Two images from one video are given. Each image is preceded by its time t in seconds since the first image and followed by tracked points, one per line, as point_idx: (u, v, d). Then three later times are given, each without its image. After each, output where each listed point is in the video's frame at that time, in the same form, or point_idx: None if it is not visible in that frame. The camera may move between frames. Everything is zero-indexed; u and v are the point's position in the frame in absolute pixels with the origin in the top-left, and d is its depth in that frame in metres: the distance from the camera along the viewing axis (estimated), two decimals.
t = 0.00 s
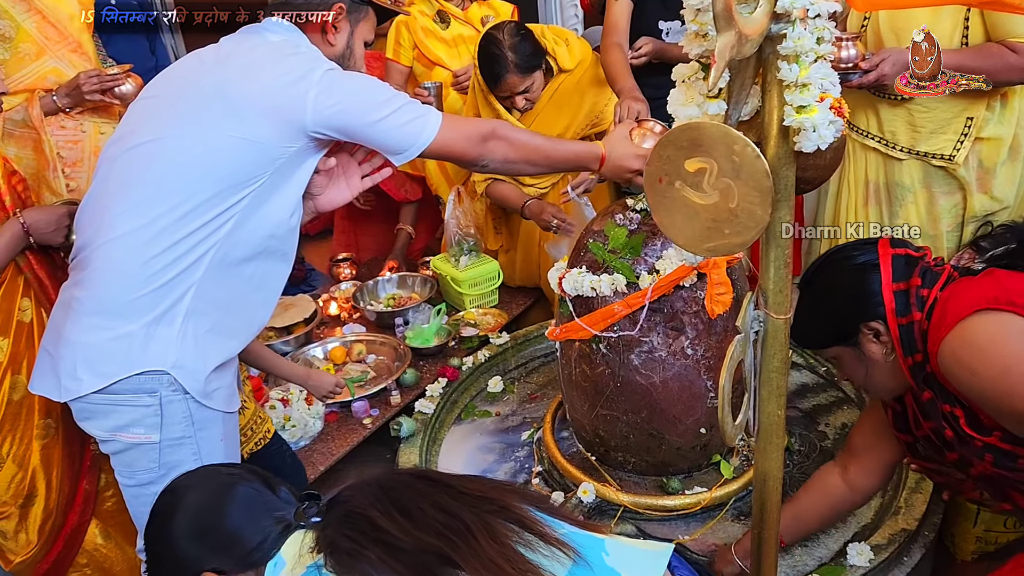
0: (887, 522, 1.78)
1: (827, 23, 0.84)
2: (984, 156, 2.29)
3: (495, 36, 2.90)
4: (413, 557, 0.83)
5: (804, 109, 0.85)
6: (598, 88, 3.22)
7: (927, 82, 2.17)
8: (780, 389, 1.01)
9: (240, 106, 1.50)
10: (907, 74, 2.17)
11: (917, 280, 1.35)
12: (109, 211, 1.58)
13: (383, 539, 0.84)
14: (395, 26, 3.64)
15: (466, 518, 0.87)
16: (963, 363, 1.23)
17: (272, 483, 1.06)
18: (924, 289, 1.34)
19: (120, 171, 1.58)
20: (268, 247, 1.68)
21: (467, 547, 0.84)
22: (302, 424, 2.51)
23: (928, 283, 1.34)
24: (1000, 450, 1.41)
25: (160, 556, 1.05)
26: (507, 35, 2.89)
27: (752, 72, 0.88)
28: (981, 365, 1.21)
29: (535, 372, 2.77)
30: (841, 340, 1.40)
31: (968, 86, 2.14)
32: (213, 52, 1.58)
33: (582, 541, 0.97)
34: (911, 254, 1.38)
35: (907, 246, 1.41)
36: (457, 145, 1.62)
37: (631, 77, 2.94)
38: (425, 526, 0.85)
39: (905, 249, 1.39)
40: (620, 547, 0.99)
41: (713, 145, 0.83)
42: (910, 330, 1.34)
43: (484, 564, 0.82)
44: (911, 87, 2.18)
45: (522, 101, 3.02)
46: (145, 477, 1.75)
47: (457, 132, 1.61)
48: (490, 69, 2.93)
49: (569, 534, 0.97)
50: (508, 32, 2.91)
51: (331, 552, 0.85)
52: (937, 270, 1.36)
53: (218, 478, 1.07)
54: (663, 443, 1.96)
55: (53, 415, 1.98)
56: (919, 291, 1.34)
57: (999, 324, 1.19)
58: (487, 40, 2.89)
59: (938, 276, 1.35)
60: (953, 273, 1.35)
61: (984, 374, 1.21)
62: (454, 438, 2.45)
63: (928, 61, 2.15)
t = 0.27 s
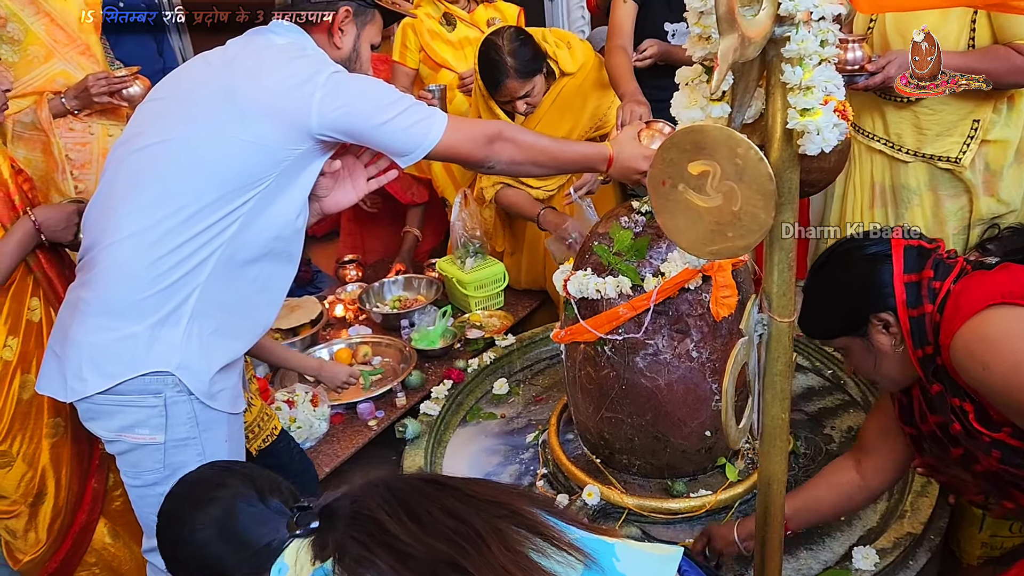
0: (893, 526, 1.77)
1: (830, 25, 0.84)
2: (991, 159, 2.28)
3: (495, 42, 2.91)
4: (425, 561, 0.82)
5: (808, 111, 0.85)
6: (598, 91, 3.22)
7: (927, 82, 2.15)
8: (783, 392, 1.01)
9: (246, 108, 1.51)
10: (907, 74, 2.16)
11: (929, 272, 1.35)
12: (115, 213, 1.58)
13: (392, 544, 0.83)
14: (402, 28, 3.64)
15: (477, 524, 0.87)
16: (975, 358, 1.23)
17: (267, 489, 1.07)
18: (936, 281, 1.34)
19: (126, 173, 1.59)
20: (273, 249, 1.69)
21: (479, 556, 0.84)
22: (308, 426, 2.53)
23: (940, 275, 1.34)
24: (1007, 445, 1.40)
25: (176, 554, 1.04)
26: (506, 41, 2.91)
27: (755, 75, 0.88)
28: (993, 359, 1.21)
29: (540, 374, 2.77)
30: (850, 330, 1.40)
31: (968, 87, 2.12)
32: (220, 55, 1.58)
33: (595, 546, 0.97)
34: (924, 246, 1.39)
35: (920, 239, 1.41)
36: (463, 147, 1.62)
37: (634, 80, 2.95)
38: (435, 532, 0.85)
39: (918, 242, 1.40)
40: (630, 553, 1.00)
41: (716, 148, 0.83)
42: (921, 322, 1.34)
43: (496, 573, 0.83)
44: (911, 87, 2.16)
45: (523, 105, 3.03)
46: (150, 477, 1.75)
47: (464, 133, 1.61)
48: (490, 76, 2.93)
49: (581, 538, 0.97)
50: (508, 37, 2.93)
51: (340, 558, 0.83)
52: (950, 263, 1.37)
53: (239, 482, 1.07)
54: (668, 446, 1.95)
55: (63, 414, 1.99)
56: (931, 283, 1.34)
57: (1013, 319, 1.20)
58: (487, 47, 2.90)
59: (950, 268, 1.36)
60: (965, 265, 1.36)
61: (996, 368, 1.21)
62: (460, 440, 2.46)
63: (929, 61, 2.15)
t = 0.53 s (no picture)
0: (899, 531, 1.76)
1: (833, 30, 0.84)
2: (997, 162, 2.27)
3: (499, 46, 2.92)
4: (437, 571, 0.83)
5: (811, 116, 0.85)
6: (601, 93, 3.21)
7: (927, 82, 2.15)
8: (787, 397, 1.01)
9: (251, 112, 1.52)
10: (907, 74, 2.16)
11: (942, 259, 1.37)
12: (122, 215, 1.60)
13: (403, 560, 0.83)
14: (408, 33, 3.66)
15: (490, 530, 0.87)
16: (990, 352, 1.26)
17: (270, 502, 1.07)
18: (949, 268, 1.36)
19: (133, 176, 1.60)
20: (278, 252, 1.69)
21: (494, 559, 0.84)
22: (313, 428, 2.52)
23: (953, 263, 1.36)
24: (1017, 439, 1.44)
25: (197, 553, 1.05)
26: (509, 45, 2.92)
27: (757, 79, 0.88)
28: (1008, 354, 1.23)
29: (546, 377, 2.77)
30: (860, 316, 1.42)
31: (968, 87, 2.10)
32: (226, 58, 1.59)
33: (608, 544, 1.00)
34: (938, 233, 1.40)
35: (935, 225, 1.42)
36: (469, 149, 1.60)
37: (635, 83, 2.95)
38: (446, 541, 0.85)
39: (932, 227, 1.41)
40: (639, 552, 1.01)
41: (719, 152, 0.84)
42: (933, 310, 1.36)
43: (510, 575, 0.83)
44: (911, 87, 2.17)
45: (526, 109, 3.03)
46: (156, 479, 1.76)
47: (469, 136, 1.59)
48: (494, 80, 2.94)
49: (594, 538, 0.99)
50: (511, 42, 2.94)
51: None
52: (964, 250, 1.38)
53: (248, 482, 1.09)
54: (673, 449, 1.95)
55: (73, 413, 2.00)
56: (944, 271, 1.36)
57: None
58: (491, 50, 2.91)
59: (963, 256, 1.37)
60: (979, 253, 1.37)
61: (1010, 363, 1.23)
62: (465, 442, 2.46)
63: (929, 61, 2.13)
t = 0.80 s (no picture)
0: (905, 537, 1.74)
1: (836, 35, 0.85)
2: (1004, 166, 2.26)
3: (506, 50, 2.92)
4: None
5: (814, 121, 0.85)
6: (607, 98, 3.21)
7: (927, 82, 2.13)
8: (791, 402, 1.01)
9: (257, 117, 1.52)
10: (907, 74, 2.15)
11: (954, 248, 1.50)
12: (129, 220, 1.61)
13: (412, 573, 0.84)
14: (412, 38, 3.66)
15: (500, 536, 0.88)
16: (1002, 346, 1.38)
17: (286, 507, 1.05)
18: (961, 258, 1.49)
19: (140, 181, 1.61)
20: (284, 256, 1.70)
21: (506, 566, 0.85)
22: (319, 432, 2.52)
23: (965, 252, 1.49)
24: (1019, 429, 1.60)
25: (227, 555, 1.05)
26: (516, 48, 2.92)
27: (761, 84, 0.88)
28: (1018, 349, 1.35)
29: (552, 381, 2.76)
30: (870, 304, 1.55)
31: (968, 87, 2.08)
32: (233, 64, 1.60)
33: (622, 548, 1.00)
34: (950, 221, 1.52)
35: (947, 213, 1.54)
36: (474, 153, 1.60)
37: (635, 85, 2.95)
38: (453, 551, 0.86)
39: (943, 216, 1.53)
40: (651, 556, 1.03)
41: (722, 157, 0.84)
42: (944, 298, 1.50)
43: None
44: (911, 87, 2.16)
45: (531, 113, 3.05)
46: (162, 482, 1.77)
47: (474, 141, 1.59)
48: (501, 83, 2.95)
49: (607, 542, 0.99)
50: (518, 45, 2.94)
51: None
52: (976, 239, 1.50)
53: (264, 483, 1.09)
54: (678, 453, 1.94)
55: (81, 416, 2.01)
56: (956, 260, 1.49)
57: None
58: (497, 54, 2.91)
59: (976, 244, 1.49)
60: (990, 243, 1.49)
61: (1021, 359, 1.35)
62: (471, 446, 2.46)
63: (929, 61, 2.12)
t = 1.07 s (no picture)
0: (909, 542, 1.74)
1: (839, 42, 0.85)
2: (1009, 171, 2.26)
3: (513, 53, 2.93)
4: None
5: (817, 128, 0.86)
6: (610, 101, 3.24)
7: (927, 82, 2.08)
8: (794, 408, 1.01)
9: (261, 123, 1.53)
10: (907, 75, 2.11)
11: (966, 235, 1.47)
12: (135, 225, 1.62)
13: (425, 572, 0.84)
14: (418, 44, 3.70)
15: (513, 539, 0.88)
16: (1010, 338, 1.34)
17: (305, 507, 1.03)
18: (972, 245, 1.46)
19: (146, 187, 1.62)
20: (287, 261, 1.70)
21: (519, 569, 0.85)
22: (324, 437, 2.55)
23: (977, 239, 1.46)
24: None
25: (258, 558, 1.03)
26: (523, 52, 2.92)
27: (764, 91, 0.89)
28: None
29: (556, 386, 2.76)
30: (878, 288, 1.54)
31: (968, 87, 2.05)
32: (238, 70, 1.61)
33: (634, 552, 0.99)
34: (962, 207, 1.50)
35: (960, 199, 1.52)
36: (478, 159, 1.60)
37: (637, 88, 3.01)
38: (466, 552, 0.86)
39: (956, 202, 1.51)
40: (666, 564, 1.01)
41: (725, 165, 0.84)
42: (955, 286, 1.47)
43: None
44: (911, 87, 2.10)
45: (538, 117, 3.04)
46: (167, 487, 1.77)
47: (477, 147, 1.59)
48: (508, 87, 2.96)
49: (621, 546, 0.98)
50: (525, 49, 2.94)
51: None
52: (989, 225, 1.48)
53: (277, 480, 1.07)
54: (683, 458, 1.94)
55: (89, 420, 2.02)
56: (968, 247, 1.47)
57: None
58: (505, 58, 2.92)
59: (988, 231, 1.47)
60: (1004, 228, 1.46)
61: None
62: (475, 450, 2.46)
63: (929, 61, 2.08)
